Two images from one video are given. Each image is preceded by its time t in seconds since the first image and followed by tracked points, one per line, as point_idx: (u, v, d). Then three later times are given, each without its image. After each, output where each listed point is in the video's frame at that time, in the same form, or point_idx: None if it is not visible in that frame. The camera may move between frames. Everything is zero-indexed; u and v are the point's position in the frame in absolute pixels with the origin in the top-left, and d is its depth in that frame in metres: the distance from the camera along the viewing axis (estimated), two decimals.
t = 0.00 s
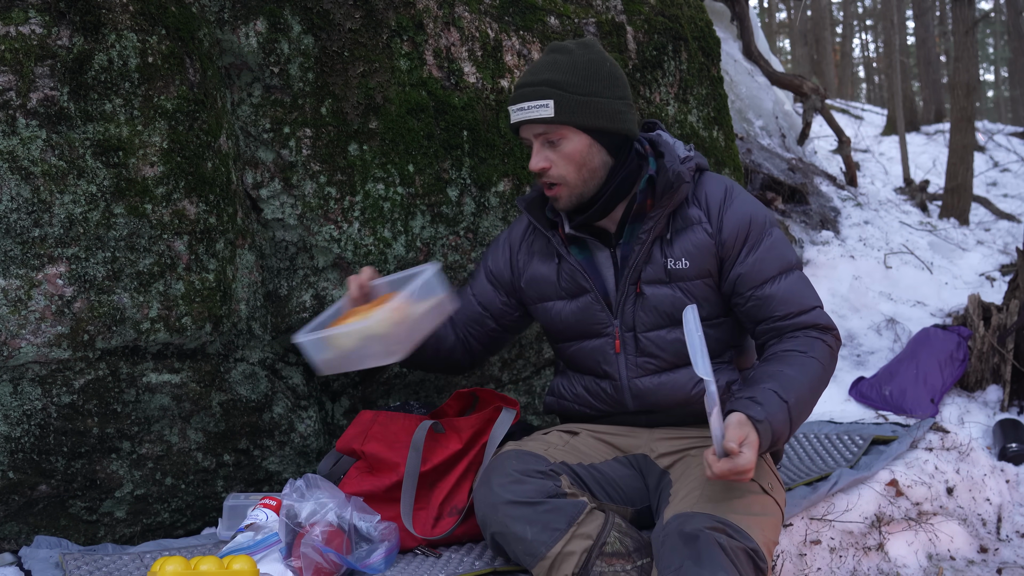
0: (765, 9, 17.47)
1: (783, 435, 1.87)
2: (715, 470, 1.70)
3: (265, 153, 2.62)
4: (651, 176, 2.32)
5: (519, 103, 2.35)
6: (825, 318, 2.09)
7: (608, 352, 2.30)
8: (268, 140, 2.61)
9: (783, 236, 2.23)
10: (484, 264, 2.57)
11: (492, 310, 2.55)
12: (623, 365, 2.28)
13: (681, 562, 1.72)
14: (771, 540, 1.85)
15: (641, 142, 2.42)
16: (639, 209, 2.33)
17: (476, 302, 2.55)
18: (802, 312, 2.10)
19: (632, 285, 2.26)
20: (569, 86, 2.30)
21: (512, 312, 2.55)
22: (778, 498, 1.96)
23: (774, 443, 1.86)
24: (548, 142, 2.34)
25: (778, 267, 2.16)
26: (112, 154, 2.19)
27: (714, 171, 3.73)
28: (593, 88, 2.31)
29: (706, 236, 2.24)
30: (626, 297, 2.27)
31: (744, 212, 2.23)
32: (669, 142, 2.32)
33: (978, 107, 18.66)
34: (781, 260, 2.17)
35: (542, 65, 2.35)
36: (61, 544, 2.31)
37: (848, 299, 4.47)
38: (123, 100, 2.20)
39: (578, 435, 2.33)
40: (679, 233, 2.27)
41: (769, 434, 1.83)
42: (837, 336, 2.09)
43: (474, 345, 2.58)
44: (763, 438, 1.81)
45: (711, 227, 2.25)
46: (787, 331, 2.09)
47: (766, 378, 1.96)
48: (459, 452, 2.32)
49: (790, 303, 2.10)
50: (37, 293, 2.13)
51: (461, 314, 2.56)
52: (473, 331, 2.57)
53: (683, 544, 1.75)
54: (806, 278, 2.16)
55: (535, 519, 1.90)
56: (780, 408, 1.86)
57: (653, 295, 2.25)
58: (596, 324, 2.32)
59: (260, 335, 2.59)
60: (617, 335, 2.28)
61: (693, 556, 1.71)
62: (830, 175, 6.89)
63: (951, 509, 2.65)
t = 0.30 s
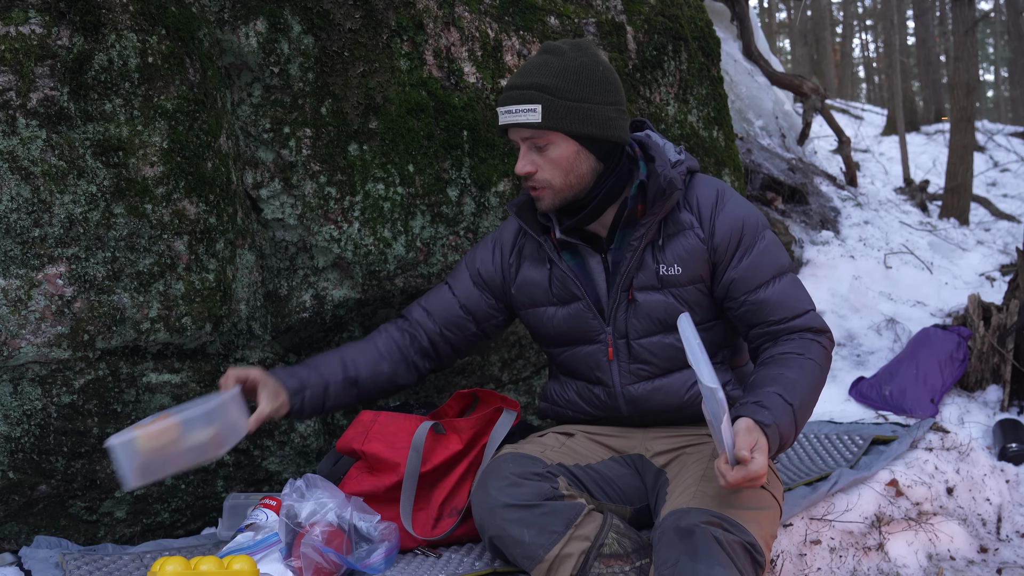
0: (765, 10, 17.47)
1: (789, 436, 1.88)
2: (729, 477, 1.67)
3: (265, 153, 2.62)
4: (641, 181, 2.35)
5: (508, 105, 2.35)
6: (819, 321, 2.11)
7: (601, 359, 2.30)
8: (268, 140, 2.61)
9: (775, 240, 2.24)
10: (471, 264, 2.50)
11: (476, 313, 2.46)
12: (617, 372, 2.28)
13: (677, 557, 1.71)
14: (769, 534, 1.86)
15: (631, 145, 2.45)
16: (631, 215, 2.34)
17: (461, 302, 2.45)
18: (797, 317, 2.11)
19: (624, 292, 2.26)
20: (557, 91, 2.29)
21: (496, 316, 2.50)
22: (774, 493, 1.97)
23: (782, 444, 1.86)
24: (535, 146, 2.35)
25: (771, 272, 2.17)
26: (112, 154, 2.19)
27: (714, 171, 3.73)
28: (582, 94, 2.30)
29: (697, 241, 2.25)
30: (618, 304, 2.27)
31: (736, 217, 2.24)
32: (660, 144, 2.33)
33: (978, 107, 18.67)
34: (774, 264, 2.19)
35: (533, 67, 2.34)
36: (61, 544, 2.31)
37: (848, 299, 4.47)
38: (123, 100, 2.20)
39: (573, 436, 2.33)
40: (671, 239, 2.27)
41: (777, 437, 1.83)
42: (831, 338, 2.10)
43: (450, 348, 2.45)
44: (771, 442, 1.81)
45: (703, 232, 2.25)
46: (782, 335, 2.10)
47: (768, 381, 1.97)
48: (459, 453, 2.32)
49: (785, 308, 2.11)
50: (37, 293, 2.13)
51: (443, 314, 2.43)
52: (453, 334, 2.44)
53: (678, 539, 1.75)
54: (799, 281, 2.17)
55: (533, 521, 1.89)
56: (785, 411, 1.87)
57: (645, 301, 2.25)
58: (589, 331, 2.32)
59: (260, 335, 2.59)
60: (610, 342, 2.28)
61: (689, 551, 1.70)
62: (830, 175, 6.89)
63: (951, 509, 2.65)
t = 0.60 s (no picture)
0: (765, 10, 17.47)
1: (755, 442, 1.89)
2: (696, 495, 1.78)
3: (265, 153, 2.62)
4: (636, 178, 2.35)
5: (539, 83, 2.33)
6: (808, 322, 2.12)
7: (603, 361, 2.30)
8: (268, 140, 2.61)
9: (768, 238, 2.25)
10: (470, 266, 2.49)
11: (476, 316, 2.46)
12: (618, 374, 2.28)
13: (676, 557, 1.71)
14: (768, 534, 1.86)
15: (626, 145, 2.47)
16: (627, 212, 2.35)
17: (462, 309, 2.43)
18: (785, 316, 2.12)
19: (625, 292, 2.26)
20: (591, 70, 2.36)
21: (496, 320, 2.50)
22: (772, 492, 1.97)
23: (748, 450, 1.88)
24: (567, 127, 2.35)
25: (764, 270, 2.19)
26: (112, 154, 2.19)
27: (714, 171, 3.73)
28: (607, 79, 2.40)
29: (695, 239, 2.25)
30: (619, 304, 2.27)
31: (731, 215, 2.25)
32: (654, 143, 2.35)
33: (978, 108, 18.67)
34: (768, 262, 2.20)
35: (557, 51, 2.37)
36: (60, 544, 2.31)
37: (848, 299, 4.47)
38: (123, 100, 2.20)
39: (572, 436, 2.33)
40: (669, 237, 2.28)
41: (740, 444, 1.85)
42: (818, 339, 2.11)
43: (448, 357, 2.43)
44: (734, 449, 1.84)
45: (700, 229, 2.26)
46: (770, 336, 2.12)
47: (739, 387, 1.98)
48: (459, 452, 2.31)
49: (774, 307, 2.13)
50: (37, 293, 2.13)
51: (444, 322, 2.40)
52: (453, 341, 2.42)
53: (677, 540, 1.75)
54: (790, 281, 2.19)
55: (534, 520, 1.89)
56: (749, 418, 1.89)
57: (645, 301, 2.25)
58: (590, 332, 2.31)
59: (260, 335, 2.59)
60: (612, 343, 2.27)
61: (687, 551, 1.71)
62: (830, 175, 6.89)
63: (951, 509, 2.65)
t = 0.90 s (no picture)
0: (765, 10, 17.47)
1: (728, 449, 1.91)
2: (675, 499, 1.78)
3: (265, 153, 2.62)
4: (633, 177, 2.35)
5: (526, 98, 2.31)
6: (792, 327, 2.14)
7: (598, 355, 2.30)
8: (268, 140, 2.61)
9: (760, 240, 2.26)
10: (472, 244, 2.49)
11: (474, 292, 2.47)
12: (613, 369, 2.28)
13: (675, 559, 1.72)
14: (767, 534, 1.85)
15: (624, 144, 2.46)
16: (623, 211, 2.36)
17: (461, 284, 2.45)
18: (769, 319, 2.15)
19: (619, 288, 2.27)
20: (578, 80, 2.33)
21: (493, 302, 2.51)
22: (771, 492, 1.97)
23: (722, 454, 1.90)
24: (558, 138, 2.33)
25: (753, 272, 2.20)
26: (112, 154, 2.19)
27: (714, 171, 3.73)
28: (596, 85, 2.37)
29: (688, 238, 2.26)
30: (614, 299, 2.27)
31: (724, 215, 2.26)
32: (653, 143, 2.34)
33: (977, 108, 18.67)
34: (757, 264, 2.21)
35: (543, 60, 2.35)
36: (60, 544, 2.31)
37: (848, 299, 4.47)
38: (124, 100, 2.20)
39: (572, 435, 2.33)
40: (663, 235, 2.28)
41: (713, 449, 1.88)
42: (802, 345, 2.14)
43: (442, 328, 2.45)
44: (707, 455, 1.86)
45: (694, 228, 2.27)
46: (753, 340, 2.15)
47: (716, 394, 2.01)
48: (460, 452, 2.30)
49: (760, 310, 2.15)
50: (37, 293, 2.13)
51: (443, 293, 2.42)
52: (449, 311, 2.45)
53: (675, 541, 1.75)
54: (779, 284, 2.21)
55: (534, 520, 1.89)
56: (722, 424, 1.91)
57: (639, 297, 2.26)
58: (586, 327, 2.31)
59: (260, 335, 2.58)
60: (607, 339, 2.28)
61: (686, 552, 1.71)
62: (830, 175, 6.89)
63: (951, 509, 2.65)
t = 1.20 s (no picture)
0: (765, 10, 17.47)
1: (728, 450, 1.92)
2: (670, 496, 1.78)
3: (265, 153, 2.62)
4: (635, 178, 2.35)
5: (520, 105, 2.27)
6: (795, 328, 2.15)
7: (599, 356, 2.30)
8: (268, 140, 2.61)
9: (762, 241, 2.27)
10: (472, 248, 2.48)
11: (474, 295, 2.46)
12: (614, 369, 2.28)
13: (674, 559, 1.72)
14: (766, 534, 1.85)
15: (627, 145, 2.45)
16: (624, 212, 2.35)
17: (460, 285, 2.44)
18: (772, 320, 2.16)
19: (621, 289, 2.27)
20: (572, 88, 2.28)
21: (492, 304, 2.50)
22: (771, 492, 1.97)
23: (721, 455, 1.91)
24: (550, 145, 2.30)
25: (756, 272, 2.21)
26: (112, 154, 2.19)
27: (714, 171, 3.73)
28: (591, 90, 2.31)
29: (690, 239, 2.26)
30: (615, 300, 2.27)
31: (726, 216, 2.26)
32: (655, 143, 2.33)
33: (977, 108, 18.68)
34: (760, 264, 2.22)
35: (539, 64, 2.30)
36: (60, 544, 2.31)
37: (848, 298, 4.47)
38: (123, 100, 2.20)
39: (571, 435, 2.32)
40: (664, 236, 2.28)
41: (711, 450, 1.89)
42: (804, 345, 2.15)
43: (441, 331, 2.43)
44: (706, 455, 1.88)
45: (695, 229, 2.27)
46: (754, 341, 2.15)
47: (716, 396, 2.02)
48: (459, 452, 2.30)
49: (763, 311, 2.16)
50: (37, 293, 2.13)
51: (442, 295, 2.41)
52: (448, 314, 2.43)
53: (675, 541, 1.75)
54: (781, 285, 2.21)
55: (534, 520, 1.89)
56: (721, 425, 1.92)
57: (640, 298, 2.26)
58: (586, 328, 2.31)
59: (260, 335, 2.58)
60: (608, 339, 2.27)
61: (685, 552, 1.71)
62: (830, 175, 6.89)
63: (951, 509, 2.65)
